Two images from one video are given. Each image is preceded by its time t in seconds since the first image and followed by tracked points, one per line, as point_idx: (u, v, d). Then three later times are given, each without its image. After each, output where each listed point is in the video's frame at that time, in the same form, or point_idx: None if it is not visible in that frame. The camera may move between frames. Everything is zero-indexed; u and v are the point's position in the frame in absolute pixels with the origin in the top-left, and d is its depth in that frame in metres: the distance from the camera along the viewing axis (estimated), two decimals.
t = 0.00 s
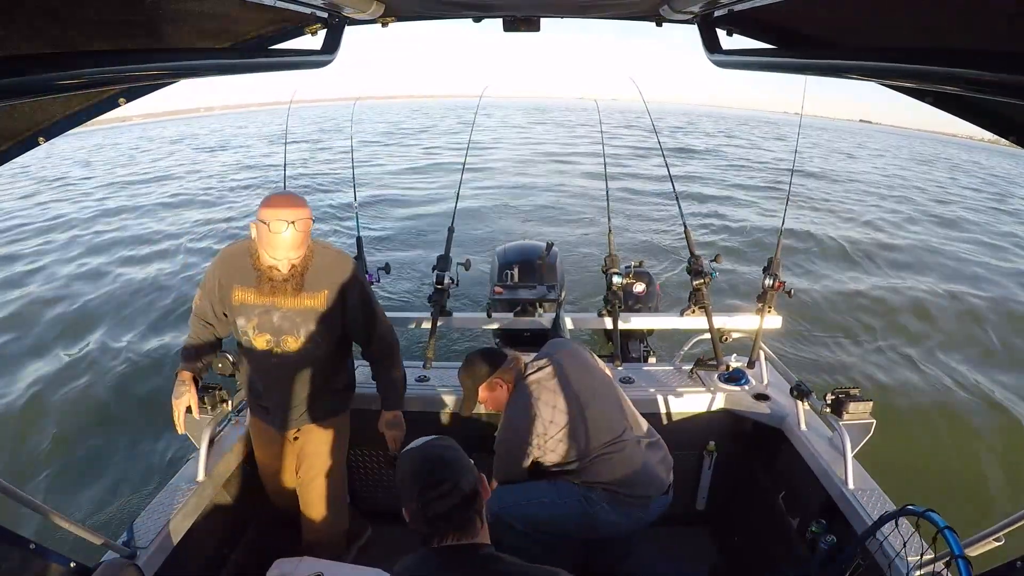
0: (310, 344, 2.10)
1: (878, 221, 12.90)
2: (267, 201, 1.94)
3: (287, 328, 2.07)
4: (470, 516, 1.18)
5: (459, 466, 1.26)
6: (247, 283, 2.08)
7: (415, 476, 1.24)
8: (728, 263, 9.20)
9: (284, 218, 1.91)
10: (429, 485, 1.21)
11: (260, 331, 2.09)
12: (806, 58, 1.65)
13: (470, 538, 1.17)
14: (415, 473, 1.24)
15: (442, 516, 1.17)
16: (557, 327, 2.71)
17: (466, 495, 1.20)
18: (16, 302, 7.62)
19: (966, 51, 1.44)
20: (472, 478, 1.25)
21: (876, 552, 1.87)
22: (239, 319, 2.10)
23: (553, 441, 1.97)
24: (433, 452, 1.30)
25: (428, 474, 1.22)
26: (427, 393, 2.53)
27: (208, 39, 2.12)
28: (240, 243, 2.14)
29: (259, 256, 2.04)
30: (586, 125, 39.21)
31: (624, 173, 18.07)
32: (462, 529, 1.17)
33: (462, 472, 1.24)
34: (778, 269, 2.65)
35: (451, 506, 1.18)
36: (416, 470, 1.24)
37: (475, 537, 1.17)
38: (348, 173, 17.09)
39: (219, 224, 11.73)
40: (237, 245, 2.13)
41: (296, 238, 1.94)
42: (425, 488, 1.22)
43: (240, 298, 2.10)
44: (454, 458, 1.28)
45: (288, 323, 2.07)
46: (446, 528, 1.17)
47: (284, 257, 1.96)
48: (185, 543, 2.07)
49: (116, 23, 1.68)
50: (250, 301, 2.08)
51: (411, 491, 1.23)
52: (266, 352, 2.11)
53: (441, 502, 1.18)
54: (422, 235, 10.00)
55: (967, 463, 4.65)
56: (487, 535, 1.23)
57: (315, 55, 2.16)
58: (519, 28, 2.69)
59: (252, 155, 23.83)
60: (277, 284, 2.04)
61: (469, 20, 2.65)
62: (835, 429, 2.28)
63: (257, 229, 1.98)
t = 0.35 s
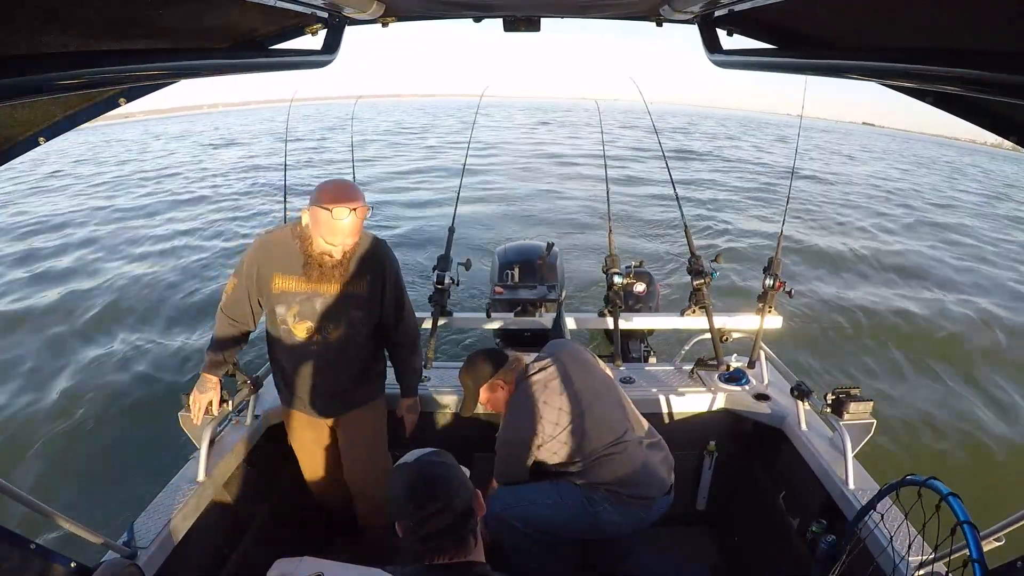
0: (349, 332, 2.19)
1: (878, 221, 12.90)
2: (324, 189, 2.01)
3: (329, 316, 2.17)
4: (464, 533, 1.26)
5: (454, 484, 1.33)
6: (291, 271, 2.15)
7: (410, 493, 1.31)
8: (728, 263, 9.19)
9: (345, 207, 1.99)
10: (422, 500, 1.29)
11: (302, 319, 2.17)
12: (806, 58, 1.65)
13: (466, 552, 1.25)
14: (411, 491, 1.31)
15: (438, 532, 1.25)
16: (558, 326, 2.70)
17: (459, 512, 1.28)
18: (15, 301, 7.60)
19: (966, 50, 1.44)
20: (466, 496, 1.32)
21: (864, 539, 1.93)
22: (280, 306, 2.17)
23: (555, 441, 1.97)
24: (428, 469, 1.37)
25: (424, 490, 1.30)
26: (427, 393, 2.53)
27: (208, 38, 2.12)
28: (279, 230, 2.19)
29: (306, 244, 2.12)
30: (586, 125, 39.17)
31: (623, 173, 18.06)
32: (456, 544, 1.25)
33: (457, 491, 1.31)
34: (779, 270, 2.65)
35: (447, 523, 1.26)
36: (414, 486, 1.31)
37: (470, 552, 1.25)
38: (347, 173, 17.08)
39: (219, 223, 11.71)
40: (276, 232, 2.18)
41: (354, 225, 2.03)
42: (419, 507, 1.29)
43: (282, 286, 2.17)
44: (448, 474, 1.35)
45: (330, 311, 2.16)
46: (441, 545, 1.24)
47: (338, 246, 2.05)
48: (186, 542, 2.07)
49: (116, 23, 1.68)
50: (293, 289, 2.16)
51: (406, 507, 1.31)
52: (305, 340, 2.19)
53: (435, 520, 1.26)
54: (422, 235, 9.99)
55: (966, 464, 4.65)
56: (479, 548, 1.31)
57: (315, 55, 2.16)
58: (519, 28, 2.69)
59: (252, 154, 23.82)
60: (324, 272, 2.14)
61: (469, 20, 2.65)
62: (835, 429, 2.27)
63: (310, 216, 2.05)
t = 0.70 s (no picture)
0: (385, 330, 2.13)
1: (878, 221, 12.89)
2: (381, 180, 1.94)
3: (368, 314, 2.10)
4: (452, 550, 1.24)
5: (443, 500, 1.28)
6: (331, 266, 2.06)
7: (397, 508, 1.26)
8: (728, 262, 9.19)
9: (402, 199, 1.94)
10: (410, 519, 1.24)
11: (339, 317, 2.08)
12: (806, 58, 1.65)
13: (453, 567, 1.25)
14: (397, 508, 1.26)
15: (425, 551, 1.22)
16: (558, 326, 2.70)
17: (446, 531, 1.24)
18: (16, 300, 7.61)
19: (967, 49, 1.44)
20: (454, 513, 1.28)
21: (857, 527, 1.97)
22: (316, 304, 2.07)
23: (555, 440, 1.97)
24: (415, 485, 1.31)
25: (410, 509, 1.25)
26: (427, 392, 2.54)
27: (208, 37, 2.12)
28: (315, 223, 2.09)
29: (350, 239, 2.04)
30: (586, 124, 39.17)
31: (623, 172, 18.07)
32: (444, 561, 1.23)
33: (444, 508, 1.27)
34: (779, 270, 2.65)
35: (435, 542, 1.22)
36: (399, 503, 1.26)
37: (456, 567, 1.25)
38: (347, 173, 17.07)
39: (219, 223, 11.71)
40: (312, 226, 2.08)
41: (407, 219, 1.98)
42: (407, 525, 1.24)
43: (319, 282, 2.07)
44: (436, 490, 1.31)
45: (369, 308, 2.09)
46: (427, 563, 1.22)
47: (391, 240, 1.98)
48: (185, 542, 2.06)
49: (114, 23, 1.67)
50: (332, 285, 2.06)
51: (391, 524, 1.27)
52: (339, 338, 2.09)
53: (422, 539, 1.23)
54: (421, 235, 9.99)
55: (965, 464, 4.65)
56: (465, 556, 1.32)
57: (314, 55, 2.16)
58: (519, 28, 2.69)
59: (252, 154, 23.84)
60: (368, 268, 2.07)
61: (469, 20, 2.65)
62: (835, 429, 2.27)
63: (362, 208, 1.97)
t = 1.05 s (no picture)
0: (391, 330, 2.14)
1: (879, 218, 12.87)
2: (392, 182, 1.92)
3: (376, 315, 2.08)
4: (433, 556, 1.25)
5: (421, 507, 1.29)
6: (339, 270, 2.00)
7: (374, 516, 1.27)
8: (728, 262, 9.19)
9: (416, 201, 1.93)
10: (388, 528, 1.24)
11: (348, 320, 2.04)
12: (806, 58, 1.65)
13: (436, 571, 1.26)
14: (378, 516, 1.26)
15: (408, 557, 1.23)
16: (558, 326, 2.70)
17: (426, 537, 1.25)
18: (18, 304, 7.62)
19: (966, 50, 1.44)
20: (433, 518, 1.28)
21: (874, 552, 1.85)
22: (325, 309, 2.01)
23: (554, 441, 1.98)
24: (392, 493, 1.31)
25: (390, 518, 1.25)
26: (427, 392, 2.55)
27: (207, 38, 2.12)
28: (315, 225, 2.01)
29: (358, 241, 1.99)
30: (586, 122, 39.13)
31: (624, 171, 18.06)
32: (426, 565, 1.25)
33: (425, 514, 1.27)
34: (778, 269, 2.65)
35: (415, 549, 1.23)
36: (379, 511, 1.27)
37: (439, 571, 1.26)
38: (348, 173, 17.07)
39: (219, 225, 11.71)
40: (314, 228, 1.99)
41: (420, 220, 1.97)
42: (387, 532, 1.24)
43: (326, 287, 2.00)
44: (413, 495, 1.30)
45: (376, 310, 2.08)
46: (411, 569, 1.23)
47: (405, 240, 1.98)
48: (185, 542, 2.06)
49: (113, 23, 1.67)
50: (340, 289, 2.01)
51: (372, 533, 1.26)
52: (347, 342, 2.06)
53: (405, 545, 1.23)
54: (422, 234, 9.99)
55: (966, 463, 4.65)
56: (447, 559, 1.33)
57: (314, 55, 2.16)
58: (520, 28, 2.69)
59: (253, 155, 23.83)
60: (376, 269, 2.04)
61: (469, 20, 2.65)
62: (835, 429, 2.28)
63: (372, 210, 1.94)
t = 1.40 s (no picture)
0: (373, 326, 2.16)
1: (881, 216, 12.85)
2: (371, 195, 1.80)
3: (361, 318, 2.08)
4: (427, 550, 1.29)
5: (414, 504, 1.36)
6: (325, 291, 1.90)
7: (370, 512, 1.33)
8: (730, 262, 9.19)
9: (398, 208, 1.86)
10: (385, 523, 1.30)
11: (341, 334, 2.01)
12: (808, 58, 1.65)
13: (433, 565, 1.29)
14: (372, 513, 1.32)
15: (403, 549, 1.27)
16: (560, 326, 2.70)
17: (419, 530, 1.30)
18: (20, 305, 7.62)
19: (967, 52, 1.44)
20: (426, 514, 1.35)
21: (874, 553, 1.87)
22: (319, 332, 1.93)
23: (558, 440, 1.98)
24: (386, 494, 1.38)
25: (385, 514, 1.31)
26: (429, 392, 2.55)
27: (210, 38, 2.12)
28: (283, 256, 1.79)
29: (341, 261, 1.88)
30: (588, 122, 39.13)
31: (626, 171, 18.06)
32: (422, 560, 1.28)
33: (414, 511, 1.33)
34: (780, 269, 2.65)
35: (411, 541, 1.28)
36: (376, 509, 1.33)
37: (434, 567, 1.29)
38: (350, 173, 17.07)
39: (221, 226, 11.72)
40: (288, 257, 1.80)
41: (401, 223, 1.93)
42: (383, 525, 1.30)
43: (316, 312, 1.90)
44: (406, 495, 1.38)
45: (361, 313, 2.07)
46: (408, 564, 1.26)
47: (386, 248, 1.93)
48: (187, 541, 2.06)
49: (115, 24, 1.67)
50: (328, 309, 1.93)
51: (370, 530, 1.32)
52: (344, 355, 2.04)
53: (400, 537, 1.28)
54: (424, 233, 9.99)
55: (968, 463, 4.65)
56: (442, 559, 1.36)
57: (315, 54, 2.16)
58: (521, 28, 2.69)
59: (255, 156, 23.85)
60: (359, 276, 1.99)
61: (471, 20, 2.65)
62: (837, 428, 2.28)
63: (353, 226, 1.82)
